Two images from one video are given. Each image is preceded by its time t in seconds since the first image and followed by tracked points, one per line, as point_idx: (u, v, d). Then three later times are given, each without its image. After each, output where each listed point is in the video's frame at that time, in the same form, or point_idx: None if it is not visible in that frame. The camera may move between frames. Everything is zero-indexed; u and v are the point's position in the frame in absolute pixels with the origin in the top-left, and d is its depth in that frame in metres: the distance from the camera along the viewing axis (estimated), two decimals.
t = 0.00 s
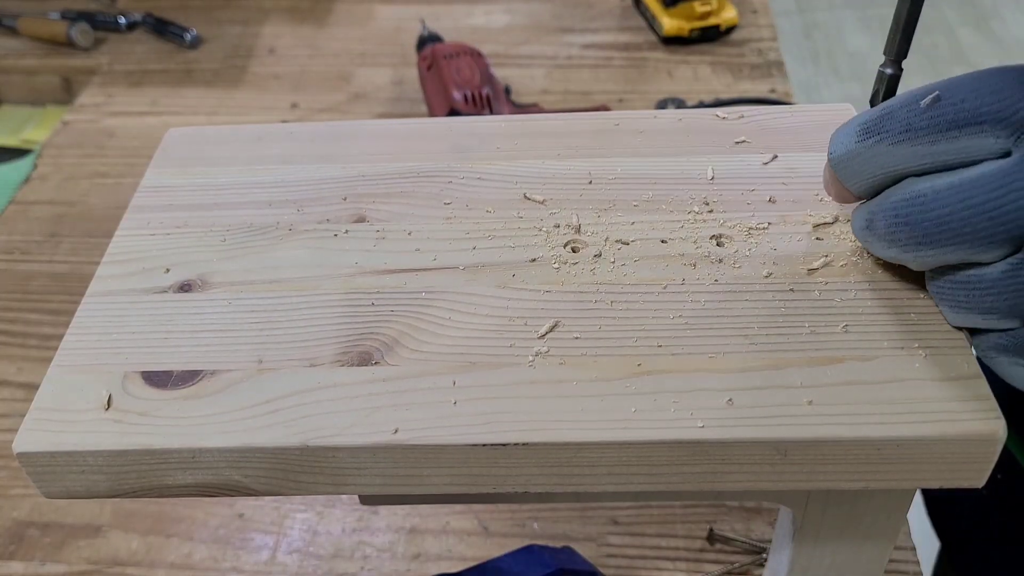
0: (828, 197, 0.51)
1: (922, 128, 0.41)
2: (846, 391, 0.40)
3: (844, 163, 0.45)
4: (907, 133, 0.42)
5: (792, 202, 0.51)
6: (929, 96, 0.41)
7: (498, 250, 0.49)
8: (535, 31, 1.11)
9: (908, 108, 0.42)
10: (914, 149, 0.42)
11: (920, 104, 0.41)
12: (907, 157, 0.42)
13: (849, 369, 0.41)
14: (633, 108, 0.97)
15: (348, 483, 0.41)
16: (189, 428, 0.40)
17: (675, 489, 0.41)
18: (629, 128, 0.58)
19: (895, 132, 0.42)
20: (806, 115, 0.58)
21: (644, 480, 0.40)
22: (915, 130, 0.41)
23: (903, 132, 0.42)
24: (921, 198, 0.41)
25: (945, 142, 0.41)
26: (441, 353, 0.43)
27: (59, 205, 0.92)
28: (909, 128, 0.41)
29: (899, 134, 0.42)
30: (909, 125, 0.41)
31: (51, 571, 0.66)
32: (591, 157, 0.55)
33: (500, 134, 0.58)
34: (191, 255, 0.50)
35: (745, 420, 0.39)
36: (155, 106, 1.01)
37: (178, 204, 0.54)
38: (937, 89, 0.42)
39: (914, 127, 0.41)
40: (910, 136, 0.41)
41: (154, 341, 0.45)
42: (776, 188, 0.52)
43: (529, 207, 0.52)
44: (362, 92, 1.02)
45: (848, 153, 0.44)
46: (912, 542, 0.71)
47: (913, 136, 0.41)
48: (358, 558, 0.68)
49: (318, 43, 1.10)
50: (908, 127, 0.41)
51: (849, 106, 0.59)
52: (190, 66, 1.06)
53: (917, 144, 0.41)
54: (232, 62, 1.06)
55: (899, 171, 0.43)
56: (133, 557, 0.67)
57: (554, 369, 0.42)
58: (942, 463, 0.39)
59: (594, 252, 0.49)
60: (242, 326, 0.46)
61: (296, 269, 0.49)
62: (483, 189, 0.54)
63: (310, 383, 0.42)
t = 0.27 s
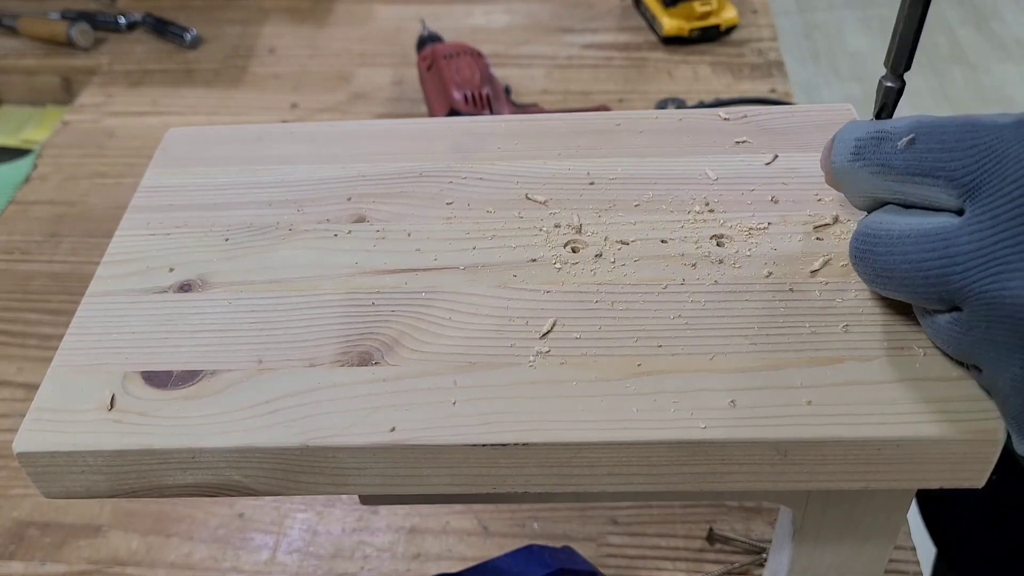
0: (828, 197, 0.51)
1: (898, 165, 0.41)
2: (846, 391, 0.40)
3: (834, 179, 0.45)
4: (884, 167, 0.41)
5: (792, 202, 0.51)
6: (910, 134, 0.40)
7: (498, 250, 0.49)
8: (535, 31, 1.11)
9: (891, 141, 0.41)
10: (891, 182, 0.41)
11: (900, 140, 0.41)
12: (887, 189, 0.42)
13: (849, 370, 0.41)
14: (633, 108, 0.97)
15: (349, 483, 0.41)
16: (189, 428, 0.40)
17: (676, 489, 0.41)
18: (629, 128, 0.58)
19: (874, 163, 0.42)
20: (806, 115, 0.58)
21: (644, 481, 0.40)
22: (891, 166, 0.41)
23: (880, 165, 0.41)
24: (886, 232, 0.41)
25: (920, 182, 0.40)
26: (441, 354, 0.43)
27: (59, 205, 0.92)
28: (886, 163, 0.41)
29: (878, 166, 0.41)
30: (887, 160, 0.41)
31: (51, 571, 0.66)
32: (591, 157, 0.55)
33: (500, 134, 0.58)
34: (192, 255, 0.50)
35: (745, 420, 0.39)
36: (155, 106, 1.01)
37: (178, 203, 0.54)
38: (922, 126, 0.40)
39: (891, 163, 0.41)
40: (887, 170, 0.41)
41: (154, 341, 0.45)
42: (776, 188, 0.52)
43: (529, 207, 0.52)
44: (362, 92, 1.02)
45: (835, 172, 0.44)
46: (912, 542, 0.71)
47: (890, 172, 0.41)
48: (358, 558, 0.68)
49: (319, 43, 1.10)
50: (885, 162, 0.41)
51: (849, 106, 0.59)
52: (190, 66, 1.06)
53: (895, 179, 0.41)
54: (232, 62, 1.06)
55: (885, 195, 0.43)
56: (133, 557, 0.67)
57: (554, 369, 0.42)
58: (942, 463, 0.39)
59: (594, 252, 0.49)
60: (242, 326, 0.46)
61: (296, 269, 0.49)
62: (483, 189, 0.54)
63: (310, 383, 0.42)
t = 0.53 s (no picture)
0: (829, 198, 0.51)
1: (905, 164, 0.41)
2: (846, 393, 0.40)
3: (842, 176, 0.45)
4: (891, 166, 0.41)
5: (792, 203, 0.51)
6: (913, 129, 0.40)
7: (498, 251, 0.49)
8: (535, 31, 1.11)
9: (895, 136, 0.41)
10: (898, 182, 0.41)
11: (910, 139, 0.41)
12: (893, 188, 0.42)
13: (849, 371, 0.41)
14: (633, 108, 0.97)
15: (349, 484, 0.41)
16: (188, 429, 0.40)
17: (676, 490, 0.41)
18: (630, 128, 0.58)
19: (881, 161, 0.42)
20: (806, 115, 0.58)
21: (644, 482, 0.40)
22: (898, 164, 0.41)
23: (887, 164, 0.41)
24: (888, 227, 0.41)
25: (927, 181, 0.40)
26: (441, 355, 0.43)
27: (59, 204, 0.92)
28: (893, 162, 0.41)
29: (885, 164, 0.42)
30: (895, 158, 0.41)
31: (51, 571, 0.66)
32: (591, 158, 0.55)
33: (500, 134, 0.58)
34: (191, 256, 0.50)
35: (745, 422, 0.39)
36: (155, 106, 1.01)
37: (178, 204, 0.54)
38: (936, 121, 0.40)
39: (899, 161, 0.41)
40: (894, 169, 0.41)
41: (154, 342, 0.45)
42: (776, 188, 0.52)
43: (528, 207, 0.52)
44: (362, 92, 1.02)
45: (844, 170, 0.44)
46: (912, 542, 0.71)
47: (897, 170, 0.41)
48: (358, 558, 0.68)
49: (318, 43, 1.10)
50: (893, 161, 0.41)
51: (849, 106, 0.59)
52: (190, 66, 1.06)
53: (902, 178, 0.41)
54: (232, 62, 1.06)
55: (890, 194, 0.43)
56: (133, 557, 0.67)
57: (554, 370, 0.42)
58: (941, 465, 0.39)
59: (594, 253, 0.49)
60: (242, 327, 0.46)
61: (296, 270, 0.49)
62: (483, 189, 0.54)
63: (310, 384, 0.42)
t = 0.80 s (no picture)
0: (829, 197, 0.51)
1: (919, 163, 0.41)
2: (846, 392, 0.40)
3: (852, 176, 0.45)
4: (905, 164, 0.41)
5: (792, 203, 0.51)
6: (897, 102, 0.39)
7: (498, 250, 0.49)
8: (535, 31, 1.11)
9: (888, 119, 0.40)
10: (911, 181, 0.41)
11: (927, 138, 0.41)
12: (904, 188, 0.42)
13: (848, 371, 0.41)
14: (633, 108, 0.97)
15: (349, 484, 0.41)
16: (188, 429, 0.40)
17: (676, 490, 0.41)
18: (630, 128, 0.58)
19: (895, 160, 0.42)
20: (807, 115, 0.58)
21: (644, 481, 0.40)
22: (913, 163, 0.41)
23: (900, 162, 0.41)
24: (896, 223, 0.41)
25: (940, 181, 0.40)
26: (441, 354, 0.43)
27: (59, 205, 0.92)
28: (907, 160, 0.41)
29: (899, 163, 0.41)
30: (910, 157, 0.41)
31: (51, 571, 0.66)
32: (591, 157, 0.55)
33: (500, 134, 0.58)
34: (191, 256, 0.50)
35: (745, 421, 0.39)
36: (155, 106, 1.01)
37: (178, 204, 0.54)
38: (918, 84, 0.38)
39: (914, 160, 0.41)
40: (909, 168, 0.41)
41: (154, 341, 0.45)
42: (776, 188, 0.52)
43: (528, 207, 0.52)
44: (362, 92, 1.02)
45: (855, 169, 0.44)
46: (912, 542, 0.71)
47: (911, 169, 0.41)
48: (358, 558, 0.68)
49: (319, 43, 1.10)
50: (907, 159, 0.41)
51: (849, 106, 0.59)
52: (189, 66, 1.06)
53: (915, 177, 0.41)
54: (232, 62, 1.06)
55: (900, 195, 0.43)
56: (133, 557, 0.67)
57: (554, 369, 0.42)
58: (942, 464, 0.39)
59: (595, 253, 0.49)
60: (242, 326, 0.46)
61: (296, 270, 0.49)
62: (483, 189, 0.54)
63: (310, 384, 0.42)
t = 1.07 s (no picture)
0: (829, 197, 0.51)
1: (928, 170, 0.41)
2: (846, 391, 0.40)
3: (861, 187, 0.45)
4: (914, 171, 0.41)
5: (792, 202, 0.51)
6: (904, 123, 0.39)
7: (498, 250, 0.49)
8: (535, 31, 1.11)
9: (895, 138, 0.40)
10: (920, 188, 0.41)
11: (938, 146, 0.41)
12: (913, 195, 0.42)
13: (848, 371, 0.41)
14: (633, 108, 0.97)
15: (349, 483, 0.41)
16: (189, 428, 0.40)
17: (676, 489, 0.41)
18: (629, 128, 0.58)
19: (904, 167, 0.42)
20: (807, 115, 0.58)
21: (644, 480, 0.40)
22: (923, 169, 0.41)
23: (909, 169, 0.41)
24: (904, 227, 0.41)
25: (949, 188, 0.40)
26: (441, 353, 0.43)
27: (59, 205, 0.92)
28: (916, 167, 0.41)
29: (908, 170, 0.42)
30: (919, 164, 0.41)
31: (51, 571, 0.66)
32: (591, 157, 0.55)
33: (500, 134, 0.58)
34: (191, 255, 0.50)
35: (745, 419, 0.39)
36: (155, 107, 1.01)
37: (178, 203, 0.54)
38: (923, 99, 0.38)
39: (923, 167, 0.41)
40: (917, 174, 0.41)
41: (154, 340, 0.45)
42: (776, 188, 0.52)
43: (528, 206, 0.52)
44: (362, 92, 1.02)
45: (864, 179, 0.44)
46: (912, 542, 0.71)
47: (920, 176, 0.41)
48: (358, 558, 0.68)
49: (319, 43, 1.10)
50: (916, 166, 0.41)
51: (850, 106, 0.59)
52: (190, 66, 1.06)
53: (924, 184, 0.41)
54: (232, 62, 1.06)
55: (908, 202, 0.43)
56: (133, 557, 0.67)
57: (554, 368, 0.42)
58: (941, 463, 0.39)
59: (594, 252, 0.49)
60: (242, 325, 0.46)
61: (296, 269, 0.49)
62: (483, 189, 0.54)
63: (310, 383, 0.42)
